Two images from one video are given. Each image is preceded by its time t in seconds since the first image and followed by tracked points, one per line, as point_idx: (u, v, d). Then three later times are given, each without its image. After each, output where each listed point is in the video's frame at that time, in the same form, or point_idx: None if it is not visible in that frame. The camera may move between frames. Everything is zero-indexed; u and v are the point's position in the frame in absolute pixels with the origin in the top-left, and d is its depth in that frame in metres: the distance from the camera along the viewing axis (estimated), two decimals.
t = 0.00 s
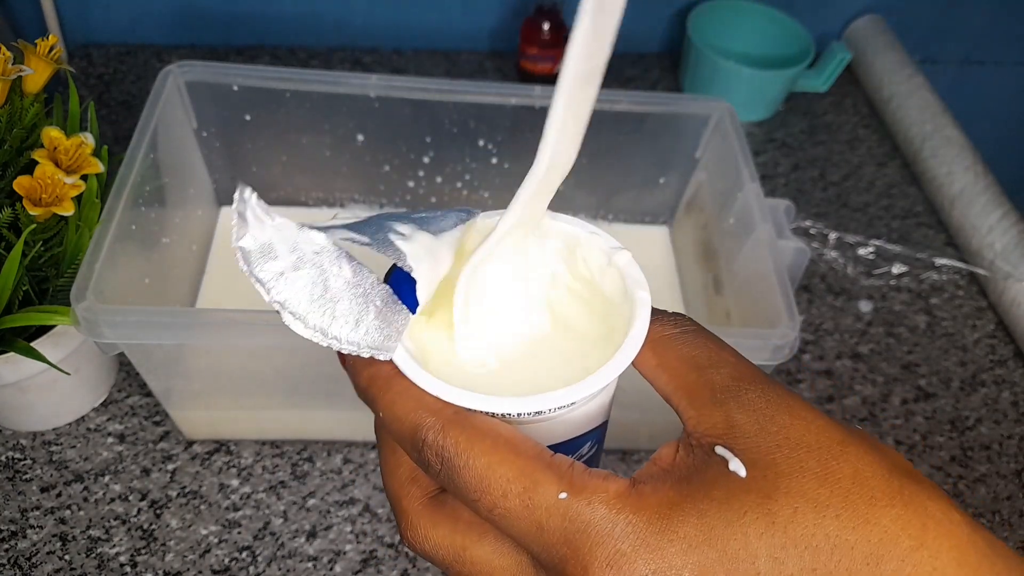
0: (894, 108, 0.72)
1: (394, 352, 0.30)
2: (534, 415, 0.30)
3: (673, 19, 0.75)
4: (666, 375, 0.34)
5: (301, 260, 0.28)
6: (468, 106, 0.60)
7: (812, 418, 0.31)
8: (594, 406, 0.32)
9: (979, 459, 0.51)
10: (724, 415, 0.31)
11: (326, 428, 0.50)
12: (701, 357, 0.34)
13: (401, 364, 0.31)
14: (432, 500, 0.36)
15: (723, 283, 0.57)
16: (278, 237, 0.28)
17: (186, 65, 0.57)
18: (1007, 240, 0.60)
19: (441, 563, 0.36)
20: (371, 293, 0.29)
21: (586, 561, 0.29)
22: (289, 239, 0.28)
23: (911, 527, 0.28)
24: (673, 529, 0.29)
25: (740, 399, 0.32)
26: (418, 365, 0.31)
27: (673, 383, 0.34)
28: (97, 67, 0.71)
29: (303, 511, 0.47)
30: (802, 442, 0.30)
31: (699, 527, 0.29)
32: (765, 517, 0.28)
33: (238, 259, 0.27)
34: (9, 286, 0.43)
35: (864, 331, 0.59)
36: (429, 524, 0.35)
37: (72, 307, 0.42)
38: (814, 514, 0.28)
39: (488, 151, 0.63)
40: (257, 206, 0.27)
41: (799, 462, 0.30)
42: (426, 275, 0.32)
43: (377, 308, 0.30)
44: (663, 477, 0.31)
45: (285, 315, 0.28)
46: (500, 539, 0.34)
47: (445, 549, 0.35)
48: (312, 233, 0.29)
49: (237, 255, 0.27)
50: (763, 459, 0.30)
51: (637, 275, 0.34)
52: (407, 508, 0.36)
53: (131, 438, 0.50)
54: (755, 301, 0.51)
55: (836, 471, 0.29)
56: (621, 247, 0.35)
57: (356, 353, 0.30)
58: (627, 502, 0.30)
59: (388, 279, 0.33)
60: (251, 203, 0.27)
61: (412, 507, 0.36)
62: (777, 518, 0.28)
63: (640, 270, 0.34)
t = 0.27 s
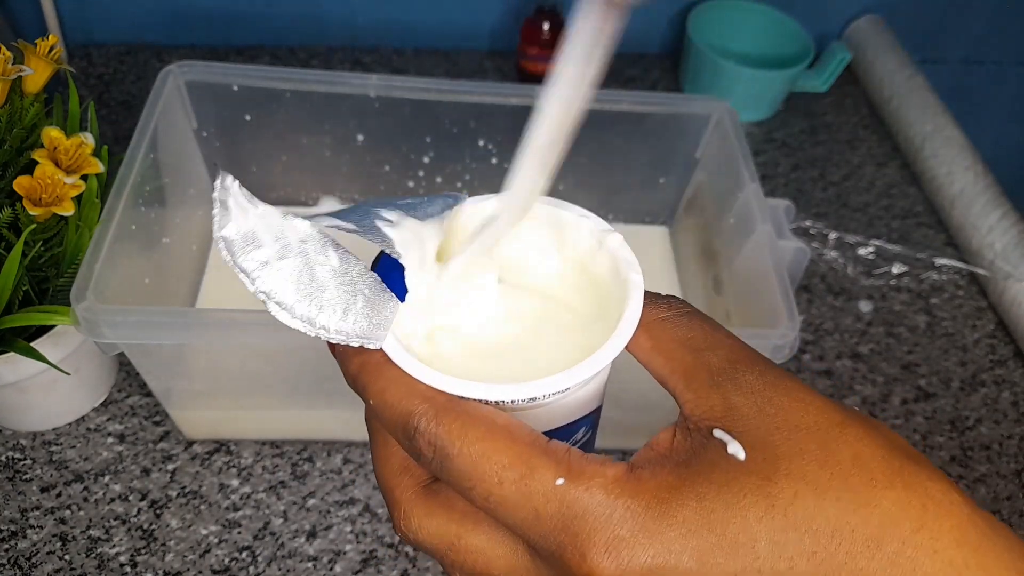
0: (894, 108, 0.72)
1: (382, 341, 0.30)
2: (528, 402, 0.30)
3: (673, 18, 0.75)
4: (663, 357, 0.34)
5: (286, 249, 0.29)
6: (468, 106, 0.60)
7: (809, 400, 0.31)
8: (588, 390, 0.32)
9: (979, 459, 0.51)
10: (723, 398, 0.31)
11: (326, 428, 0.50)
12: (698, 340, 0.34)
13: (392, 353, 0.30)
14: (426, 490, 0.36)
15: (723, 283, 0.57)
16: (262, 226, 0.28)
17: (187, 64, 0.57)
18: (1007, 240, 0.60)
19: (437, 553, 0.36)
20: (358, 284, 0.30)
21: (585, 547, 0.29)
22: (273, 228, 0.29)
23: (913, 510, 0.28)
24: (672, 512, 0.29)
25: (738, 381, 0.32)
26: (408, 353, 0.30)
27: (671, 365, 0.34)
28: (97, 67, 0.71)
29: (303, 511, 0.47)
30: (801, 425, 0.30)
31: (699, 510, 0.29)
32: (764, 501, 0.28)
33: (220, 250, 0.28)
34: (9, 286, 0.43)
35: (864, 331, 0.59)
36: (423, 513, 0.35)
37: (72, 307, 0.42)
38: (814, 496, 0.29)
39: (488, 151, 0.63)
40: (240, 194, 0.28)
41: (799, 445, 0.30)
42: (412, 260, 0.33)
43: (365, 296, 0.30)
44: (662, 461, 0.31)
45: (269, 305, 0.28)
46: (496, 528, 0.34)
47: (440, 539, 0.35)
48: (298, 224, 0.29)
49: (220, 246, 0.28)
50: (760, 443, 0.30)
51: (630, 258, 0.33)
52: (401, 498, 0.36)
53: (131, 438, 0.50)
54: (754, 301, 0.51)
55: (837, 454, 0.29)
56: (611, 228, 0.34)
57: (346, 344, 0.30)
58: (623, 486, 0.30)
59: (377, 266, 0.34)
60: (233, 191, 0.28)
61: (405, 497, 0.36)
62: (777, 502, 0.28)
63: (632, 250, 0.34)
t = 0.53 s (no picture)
0: (894, 108, 0.72)
1: (383, 355, 0.30)
2: (534, 430, 0.30)
3: (673, 19, 0.75)
4: (676, 395, 0.34)
5: (296, 255, 0.27)
6: (468, 106, 0.60)
7: (827, 451, 0.31)
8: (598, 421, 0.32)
9: (979, 459, 0.51)
10: (735, 443, 0.32)
11: (325, 428, 0.50)
12: (712, 377, 0.34)
13: (394, 367, 0.31)
14: (423, 512, 0.36)
15: (723, 283, 0.57)
16: (273, 230, 0.27)
17: (187, 65, 0.57)
18: (1007, 240, 0.60)
19: None
20: (366, 294, 0.29)
21: None
22: (284, 233, 0.27)
23: None
24: (675, 563, 0.29)
25: (751, 426, 0.32)
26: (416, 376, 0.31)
27: (683, 403, 0.34)
28: (97, 67, 0.71)
29: (303, 511, 0.47)
30: (815, 477, 0.30)
31: (701, 561, 0.29)
32: (772, 556, 0.28)
33: (230, 252, 0.26)
34: (9, 285, 0.43)
35: (864, 331, 0.59)
36: (418, 536, 0.35)
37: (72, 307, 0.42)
38: (825, 554, 0.28)
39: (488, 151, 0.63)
40: (253, 198, 0.26)
41: (810, 498, 0.29)
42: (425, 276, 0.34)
43: (373, 308, 0.29)
44: (669, 506, 0.31)
45: (276, 312, 0.27)
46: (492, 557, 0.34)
47: (434, 564, 0.35)
48: (307, 229, 0.28)
49: (229, 248, 0.26)
50: (772, 494, 0.30)
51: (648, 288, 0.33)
52: (397, 519, 0.36)
53: (131, 438, 0.50)
54: (754, 301, 0.51)
55: (851, 510, 0.29)
56: (631, 258, 0.35)
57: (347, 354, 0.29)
58: (629, 531, 0.30)
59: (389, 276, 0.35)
60: (247, 194, 0.26)
61: (402, 517, 0.36)
62: (786, 557, 0.28)
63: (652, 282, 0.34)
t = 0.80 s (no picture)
0: (894, 108, 0.72)
1: (408, 316, 0.31)
2: (549, 393, 0.31)
3: (673, 18, 0.75)
4: (691, 367, 0.34)
5: (325, 217, 0.27)
6: (468, 106, 0.60)
7: (841, 422, 0.30)
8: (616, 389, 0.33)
9: (979, 459, 0.51)
10: (747, 411, 0.31)
11: (325, 429, 0.50)
12: (728, 350, 0.34)
13: (417, 330, 0.31)
14: (438, 474, 0.36)
15: (723, 283, 0.57)
16: (303, 192, 0.27)
17: (187, 65, 0.57)
18: (1007, 240, 0.60)
19: (442, 538, 0.36)
20: (389, 256, 0.30)
21: (588, 544, 0.29)
22: (313, 195, 0.27)
23: (938, 546, 0.27)
24: (682, 520, 0.28)
25: (764, 395, 0.31)
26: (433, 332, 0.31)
27: (697, 376, 0.33)
28: (97, 67, 0.71)
29: (303, 511, 0.47)
30: (827, 446, 0.29)
31: (708, 519, 0.28)
32: (780, 516, 0.28)
33: (261, 211, 0.26)
34: (9, 286, 0.43)
35: (864, 331, 0.59)
36: (432, 497, 0.35)
37: (72, 307, 0.42)
38: (833, 518, 0.27)
39: (488, 151, 0.63)
40: (285, 159, 0.26)
41: (821, 465, 0.29)
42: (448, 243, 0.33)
43: (395, 269, 0.30)
44: (678, 471, 0.30)
45: (304, 270, 0.27)
46: (504, 519, 0.34)
47: (446, 525, 0.35)
48: (336, 192, 0.28)
49: (260, 206, 0.26)
50: (783, 460, 0.29)
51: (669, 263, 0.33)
52: (412, 480, 0.36)
53: (131, 438, 0.50)
54: (755, 300, 0.51)
55: (859, 477, 0.28)
56: (652, 233, 0.34)
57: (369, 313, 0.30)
58: (637, 490, 0.29)
59: (416, 246, 0.35)
60: (279, 155, 0.26)
61: (418, 478, 0.36)
62: (794, 519, 0.28)
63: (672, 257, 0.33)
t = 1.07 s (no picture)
0: (894, 108, 0.72)
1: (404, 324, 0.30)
2: (539, 391, 0.31)
3: (673, 19, 0.75)
4: (673, 359, 0.34)
5: (318, 229, 0.28)
6: (468, 106, 0.60)
7: (814, 404, 0.31)
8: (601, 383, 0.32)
9: (979, 459, 0.51)
10: (727, 396, 0.31)
11: (325, 429, 0.50)
12: (707, 341, 0.34)
13: (410, 335, 0.30)
14: (435, 476, 0.35)
15: (723, 283, 0.57)
16: (297, 206, 0.28)
17: (187, 65, 0.57)
18: (1007, 240, 0.60)
19: (441, 538, 0.35)
20: (384, 265, 0.30)
21: (581, 530, 0.29)
22: (307, 209, 0.28)
23: (912, 512, 0.28)
24: (670, 501, 0.29)
25: (743, 380, 0.32)
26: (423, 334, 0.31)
27: (677, 366, 0.33)
28: (97, 67, 0.71)
29: (303, 511, 0.47)
30: (801, 424, 0.30)
31: (695, 500, 0.29)
32: (763, 494, 0.28)
33: (256, 225, 0.27)
34: (9, 286, 0.43)
35: (864, 331, 0.59)
36: (431, 498, 0.35)
37: (72, 307, 0.42)
38: (812, 492, 0.28)
39: (488, 151, 0.63)
40: (278, 175, 0.27)
41: (798, 443, 0.30)
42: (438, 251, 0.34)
43: (390, 278, 0.30)
44: (664, 455, 0.31)
45: (299, 281, 0.27)
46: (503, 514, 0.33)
47: (444, 524, 0.34)
48: (330, 206, 0.29)
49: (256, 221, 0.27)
50: (762, 440, 0.30)
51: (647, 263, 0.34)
52: (409, 482, 0.35)
53: (131, 438, 0.50)
54: (755, 300, 0.51)
55: (834, 452, 0.29)
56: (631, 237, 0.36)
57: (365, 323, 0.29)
58: (626, 474, 0.29)
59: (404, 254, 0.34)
60: (272, 171, 0.27)
61: (414, 481, 0.35)
62: (775, 494, 0.28)
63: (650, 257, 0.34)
